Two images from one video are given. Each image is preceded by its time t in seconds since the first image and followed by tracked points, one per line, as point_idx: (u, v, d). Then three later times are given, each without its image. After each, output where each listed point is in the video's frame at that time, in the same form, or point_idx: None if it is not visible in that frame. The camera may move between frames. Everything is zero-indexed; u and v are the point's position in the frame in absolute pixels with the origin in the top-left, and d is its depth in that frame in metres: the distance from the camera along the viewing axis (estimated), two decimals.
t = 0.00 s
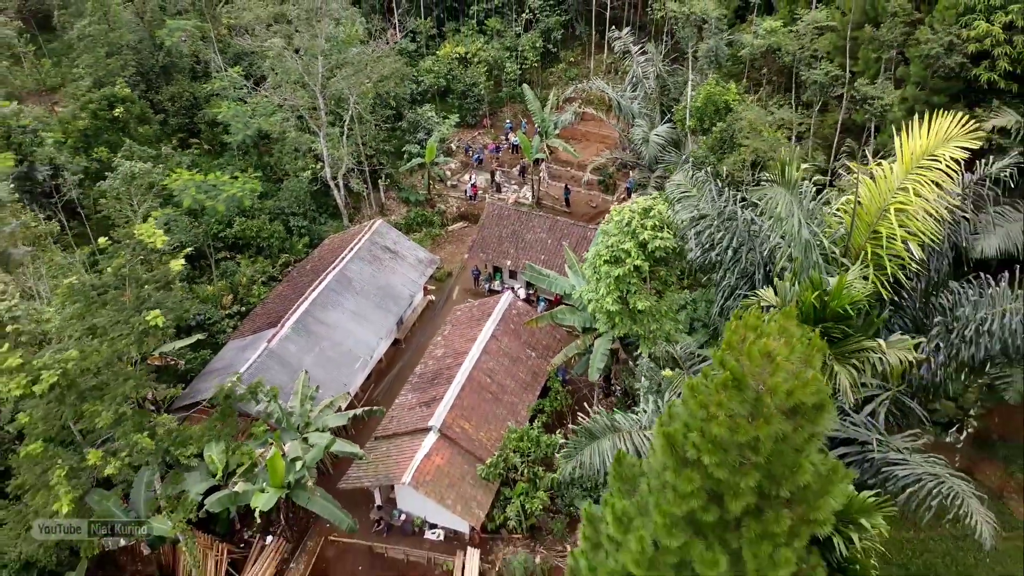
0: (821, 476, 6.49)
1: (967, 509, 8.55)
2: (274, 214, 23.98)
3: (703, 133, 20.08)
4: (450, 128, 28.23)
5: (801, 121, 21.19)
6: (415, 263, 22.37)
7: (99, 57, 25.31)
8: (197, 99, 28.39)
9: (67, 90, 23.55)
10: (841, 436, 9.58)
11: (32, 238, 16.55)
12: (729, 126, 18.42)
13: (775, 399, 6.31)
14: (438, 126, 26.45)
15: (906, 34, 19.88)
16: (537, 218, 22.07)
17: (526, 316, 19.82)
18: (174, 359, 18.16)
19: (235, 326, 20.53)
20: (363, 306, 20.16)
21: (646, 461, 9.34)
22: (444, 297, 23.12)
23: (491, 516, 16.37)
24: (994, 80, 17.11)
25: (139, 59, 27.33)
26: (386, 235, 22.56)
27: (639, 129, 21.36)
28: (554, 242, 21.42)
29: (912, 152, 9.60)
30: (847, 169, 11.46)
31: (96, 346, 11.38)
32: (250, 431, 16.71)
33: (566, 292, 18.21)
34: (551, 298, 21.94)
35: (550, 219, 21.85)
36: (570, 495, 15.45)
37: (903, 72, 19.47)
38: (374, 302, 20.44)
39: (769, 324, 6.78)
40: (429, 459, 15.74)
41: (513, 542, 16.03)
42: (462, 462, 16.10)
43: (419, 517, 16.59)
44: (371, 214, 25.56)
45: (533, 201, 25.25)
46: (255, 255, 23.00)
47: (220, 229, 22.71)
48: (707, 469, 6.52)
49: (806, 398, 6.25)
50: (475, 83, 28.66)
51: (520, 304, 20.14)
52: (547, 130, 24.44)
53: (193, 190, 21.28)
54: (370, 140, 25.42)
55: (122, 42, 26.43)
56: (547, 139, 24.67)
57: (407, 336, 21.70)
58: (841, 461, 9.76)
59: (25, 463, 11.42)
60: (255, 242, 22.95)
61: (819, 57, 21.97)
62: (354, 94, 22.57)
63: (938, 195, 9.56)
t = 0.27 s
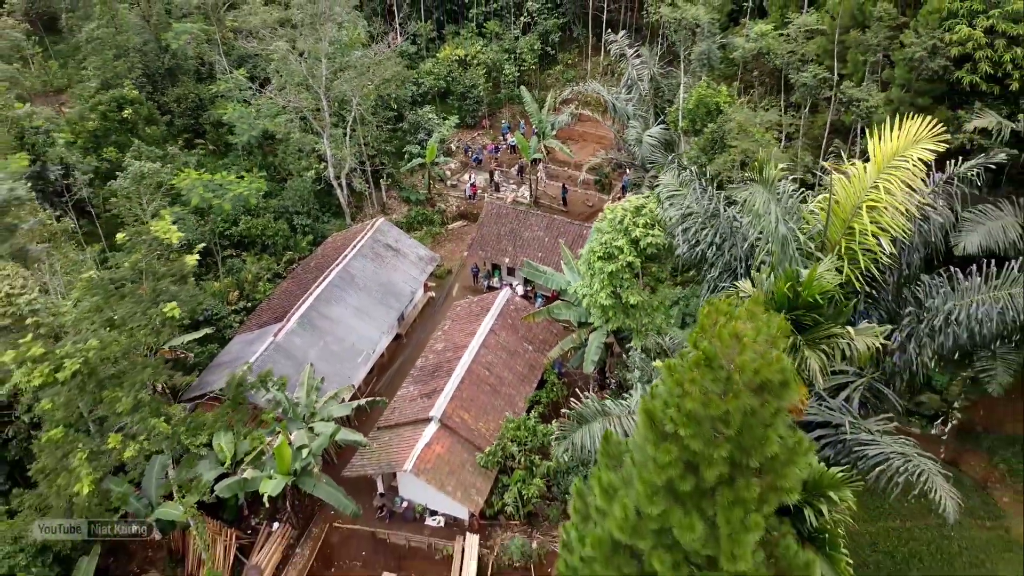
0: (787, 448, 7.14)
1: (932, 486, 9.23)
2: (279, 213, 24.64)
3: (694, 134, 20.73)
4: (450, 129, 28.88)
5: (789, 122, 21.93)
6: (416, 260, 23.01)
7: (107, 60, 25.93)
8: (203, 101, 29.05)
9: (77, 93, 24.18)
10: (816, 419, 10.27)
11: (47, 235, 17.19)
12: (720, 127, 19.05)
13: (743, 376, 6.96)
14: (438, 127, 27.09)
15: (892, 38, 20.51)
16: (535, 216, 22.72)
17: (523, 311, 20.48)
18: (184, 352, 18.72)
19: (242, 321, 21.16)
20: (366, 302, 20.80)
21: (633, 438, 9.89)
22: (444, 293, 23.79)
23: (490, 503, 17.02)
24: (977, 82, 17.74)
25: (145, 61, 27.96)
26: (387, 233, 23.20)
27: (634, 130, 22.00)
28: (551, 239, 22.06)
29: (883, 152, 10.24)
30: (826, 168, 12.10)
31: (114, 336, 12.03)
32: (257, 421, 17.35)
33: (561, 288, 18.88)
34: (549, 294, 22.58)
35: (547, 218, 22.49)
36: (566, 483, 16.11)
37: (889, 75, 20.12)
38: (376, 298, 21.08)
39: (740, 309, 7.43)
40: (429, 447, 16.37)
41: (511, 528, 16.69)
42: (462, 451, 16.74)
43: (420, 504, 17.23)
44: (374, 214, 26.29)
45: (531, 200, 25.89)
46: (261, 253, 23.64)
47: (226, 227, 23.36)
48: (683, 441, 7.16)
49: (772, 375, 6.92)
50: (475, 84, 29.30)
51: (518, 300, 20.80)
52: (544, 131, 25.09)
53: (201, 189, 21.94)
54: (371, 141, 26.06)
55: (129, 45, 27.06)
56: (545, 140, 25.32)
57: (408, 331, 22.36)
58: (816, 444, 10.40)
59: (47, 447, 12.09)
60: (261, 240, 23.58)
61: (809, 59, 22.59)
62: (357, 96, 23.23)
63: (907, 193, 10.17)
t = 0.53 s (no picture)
0: (759, 423, 7.77)
1: (900, 464, 9.87)
2: (283, 212, 25.31)
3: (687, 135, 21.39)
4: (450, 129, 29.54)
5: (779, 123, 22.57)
6: (417, 257, 23.64)
7: (115, 62, 26.55)
8: (208, 102, 29.69)
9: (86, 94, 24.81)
10: (795, 404, 10.93)
11: (62, 233, 17.84)
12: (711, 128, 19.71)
13: (716, 356, 7.61)
14: (438, 128, 27.74)
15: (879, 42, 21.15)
16: (532, 215, 23.37)
17: (521, 306, 21.13)
18: (193, 346, 19.36)
19: (248, 317, 21.78)
20: (368, 298, 21.43)
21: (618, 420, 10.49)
22: (444, 289, 24.45)
23: (488, 490, 17.65)
24: (959, 84, 18.16)
25: (152, 63, 28.59)
26: (389, 231, 23.82)
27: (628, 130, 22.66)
28: (549, 237, 22.70)
29: (858, 152, 10.87)
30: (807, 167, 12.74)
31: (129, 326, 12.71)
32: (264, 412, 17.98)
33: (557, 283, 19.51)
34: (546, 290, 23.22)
35: (545, 216, 23.14)
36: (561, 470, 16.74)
37: (875, 77, 20.77)
38: (378, 294, 21.71)
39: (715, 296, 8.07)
40: (430, 437, 17.01)
41: (509, 514, 17.34)
42: (461, 439, 17.39)
43: (422, 491, 17.87)
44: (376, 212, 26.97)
45: (529, 199, 26.53)
46: (266, 250, 24.30)
47: (232, 225, 24.01)
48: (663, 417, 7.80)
49: (743, 355, 7.60)
50: (474, 86, 29.96)
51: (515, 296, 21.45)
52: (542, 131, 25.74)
53: (208, 188, 22.60)
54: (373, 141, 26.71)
55: (136, 47, 27.61)
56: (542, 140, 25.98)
57: (409, 326, 23.01)
58: (795, 427, 11.02)
59: (67, 432, 12.73)
60: (265, 238, 24.23)
61: (799, 62, 23.24)
62: (359, 98, 23.89)
63: (880, 191, 10.81)
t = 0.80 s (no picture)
0: (735, 403, 8.42)
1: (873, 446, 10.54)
2: (287, 211, 25.99)
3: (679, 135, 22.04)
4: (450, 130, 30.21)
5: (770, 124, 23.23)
6: (418, 255, 24.29)
7: (122, 64, 27.18)
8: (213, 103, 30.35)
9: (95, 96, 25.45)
10: (775, 391, 11.59)
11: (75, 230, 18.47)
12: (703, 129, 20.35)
13: (695, 341, 8.25)
14: (438, 128, 28.40)
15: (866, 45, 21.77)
16: (530, 213, 24.02)
17: (519, 302, 21.79)
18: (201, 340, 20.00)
19: (253, 313, 22.42)
20: (370, 294, 22.08)
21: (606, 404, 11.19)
22: (444, 286, 25.10)
23: (487, 479, 18.30)
24: (943, 86, 18.64)
25: (158, 65, 29.22)
26: (390, 229, 24.47)
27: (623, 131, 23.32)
28: (546, 235, 23.35)
29: (836, 152, 11.51)
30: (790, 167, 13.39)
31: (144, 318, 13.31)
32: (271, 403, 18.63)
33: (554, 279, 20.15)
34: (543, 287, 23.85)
35: (542, 215, 23.80)
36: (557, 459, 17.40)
37: (862, 79, 21.41)
38: (380, 290, 22.36)
39: (695, 286, 8.71)
40: (430, 427, 17.64)
41: (507, 502, 18.00)
42: (461, 429, 18.03)
43: (423, 480, 18.52)
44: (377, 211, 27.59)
45: (527, 198, 27.16)
46: (271, 248, 24.98)
47: (238, 223, 24.68)
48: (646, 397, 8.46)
49: (719, 340, 8.21)
50: (473, 87, 30.61)
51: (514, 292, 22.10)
52: (540, 132, 26.38)
53: (215, 188, 23.24)
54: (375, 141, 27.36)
55: (143, 49, 28.17)
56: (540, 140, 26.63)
57: (410, 322, 23.67)
58: (775, 412, 11.69)
59: (85, 420, 13.38)
60: (270, 236, 24.92)
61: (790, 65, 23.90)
62: (361, 99, 24.53)
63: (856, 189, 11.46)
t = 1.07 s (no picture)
0: (714, 385, 9.08)
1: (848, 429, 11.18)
2: (292, 209, 26.69)
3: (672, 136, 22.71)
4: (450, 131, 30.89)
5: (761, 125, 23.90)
6: (419, 253, 24.96)
7: (130, 66, 27.81)
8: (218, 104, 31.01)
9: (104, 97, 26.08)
10: (758, 378, 12.24)
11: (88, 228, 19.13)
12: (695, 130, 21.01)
13: (676, 328, 8.90)
14: (439, 129, 29.08)
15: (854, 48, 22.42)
16: (528, 212, 24.69)
17: (517, 298, 22.45)
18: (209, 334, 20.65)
19: (259, 308, 23.06)
20: (373, 290, 22.74)
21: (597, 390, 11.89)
22: (444, 283, 25.78)
23: (486, 468, 18.95)
24: (928, 88, 19.18)
25: (164, 67, 29.85)
26: (392, 228, 25.13)
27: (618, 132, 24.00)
28: (543, 233, 24.01)
29: (815, 151, 12.14)
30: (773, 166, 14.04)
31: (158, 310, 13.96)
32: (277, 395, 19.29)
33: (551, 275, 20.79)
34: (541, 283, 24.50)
35: (540, 213, 24.49)
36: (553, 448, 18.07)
37: (850, 82, 22.06)
38: (382, 287, 23.02)
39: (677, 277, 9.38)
40: (431, 417, 18.29)
41: (505, 490, 18.66)
42: (460, 420, 18.68)
43: (424, 469, 19.17)
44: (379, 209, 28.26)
45: (525, 197, 27.82)
46: (275, 246, 25.71)
47: (243, 222, 25.37)
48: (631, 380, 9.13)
49: (700, 326, 8.86)
50: (473, 89, 31.26)
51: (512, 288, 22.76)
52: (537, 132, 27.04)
53: (222, 187, 23.90)
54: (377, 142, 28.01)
55: (149, 51, 28.77)
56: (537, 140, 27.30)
57: (411, 317, 24.35)
58: (758, 399, 12.36)
59: (102, 408, 14.03)
60: (275, 234, 25.66)
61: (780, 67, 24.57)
62: (363, 101, 25.18)
63: (834, 186, 12.08)
